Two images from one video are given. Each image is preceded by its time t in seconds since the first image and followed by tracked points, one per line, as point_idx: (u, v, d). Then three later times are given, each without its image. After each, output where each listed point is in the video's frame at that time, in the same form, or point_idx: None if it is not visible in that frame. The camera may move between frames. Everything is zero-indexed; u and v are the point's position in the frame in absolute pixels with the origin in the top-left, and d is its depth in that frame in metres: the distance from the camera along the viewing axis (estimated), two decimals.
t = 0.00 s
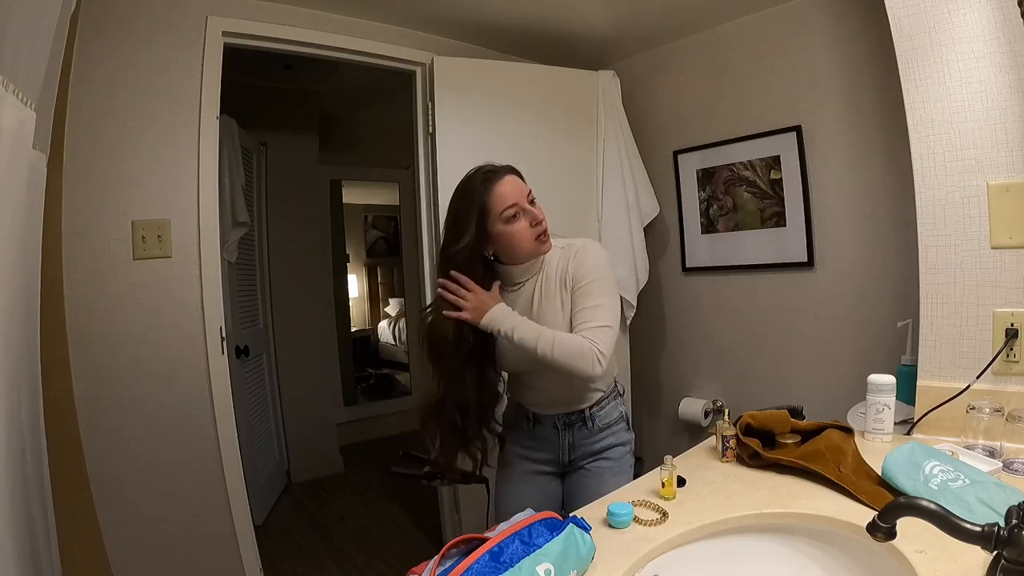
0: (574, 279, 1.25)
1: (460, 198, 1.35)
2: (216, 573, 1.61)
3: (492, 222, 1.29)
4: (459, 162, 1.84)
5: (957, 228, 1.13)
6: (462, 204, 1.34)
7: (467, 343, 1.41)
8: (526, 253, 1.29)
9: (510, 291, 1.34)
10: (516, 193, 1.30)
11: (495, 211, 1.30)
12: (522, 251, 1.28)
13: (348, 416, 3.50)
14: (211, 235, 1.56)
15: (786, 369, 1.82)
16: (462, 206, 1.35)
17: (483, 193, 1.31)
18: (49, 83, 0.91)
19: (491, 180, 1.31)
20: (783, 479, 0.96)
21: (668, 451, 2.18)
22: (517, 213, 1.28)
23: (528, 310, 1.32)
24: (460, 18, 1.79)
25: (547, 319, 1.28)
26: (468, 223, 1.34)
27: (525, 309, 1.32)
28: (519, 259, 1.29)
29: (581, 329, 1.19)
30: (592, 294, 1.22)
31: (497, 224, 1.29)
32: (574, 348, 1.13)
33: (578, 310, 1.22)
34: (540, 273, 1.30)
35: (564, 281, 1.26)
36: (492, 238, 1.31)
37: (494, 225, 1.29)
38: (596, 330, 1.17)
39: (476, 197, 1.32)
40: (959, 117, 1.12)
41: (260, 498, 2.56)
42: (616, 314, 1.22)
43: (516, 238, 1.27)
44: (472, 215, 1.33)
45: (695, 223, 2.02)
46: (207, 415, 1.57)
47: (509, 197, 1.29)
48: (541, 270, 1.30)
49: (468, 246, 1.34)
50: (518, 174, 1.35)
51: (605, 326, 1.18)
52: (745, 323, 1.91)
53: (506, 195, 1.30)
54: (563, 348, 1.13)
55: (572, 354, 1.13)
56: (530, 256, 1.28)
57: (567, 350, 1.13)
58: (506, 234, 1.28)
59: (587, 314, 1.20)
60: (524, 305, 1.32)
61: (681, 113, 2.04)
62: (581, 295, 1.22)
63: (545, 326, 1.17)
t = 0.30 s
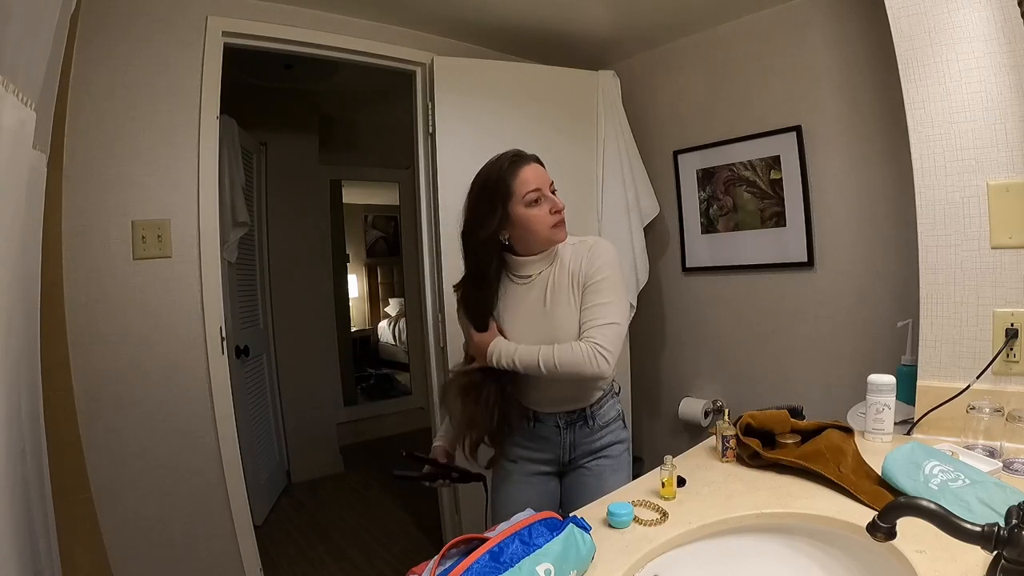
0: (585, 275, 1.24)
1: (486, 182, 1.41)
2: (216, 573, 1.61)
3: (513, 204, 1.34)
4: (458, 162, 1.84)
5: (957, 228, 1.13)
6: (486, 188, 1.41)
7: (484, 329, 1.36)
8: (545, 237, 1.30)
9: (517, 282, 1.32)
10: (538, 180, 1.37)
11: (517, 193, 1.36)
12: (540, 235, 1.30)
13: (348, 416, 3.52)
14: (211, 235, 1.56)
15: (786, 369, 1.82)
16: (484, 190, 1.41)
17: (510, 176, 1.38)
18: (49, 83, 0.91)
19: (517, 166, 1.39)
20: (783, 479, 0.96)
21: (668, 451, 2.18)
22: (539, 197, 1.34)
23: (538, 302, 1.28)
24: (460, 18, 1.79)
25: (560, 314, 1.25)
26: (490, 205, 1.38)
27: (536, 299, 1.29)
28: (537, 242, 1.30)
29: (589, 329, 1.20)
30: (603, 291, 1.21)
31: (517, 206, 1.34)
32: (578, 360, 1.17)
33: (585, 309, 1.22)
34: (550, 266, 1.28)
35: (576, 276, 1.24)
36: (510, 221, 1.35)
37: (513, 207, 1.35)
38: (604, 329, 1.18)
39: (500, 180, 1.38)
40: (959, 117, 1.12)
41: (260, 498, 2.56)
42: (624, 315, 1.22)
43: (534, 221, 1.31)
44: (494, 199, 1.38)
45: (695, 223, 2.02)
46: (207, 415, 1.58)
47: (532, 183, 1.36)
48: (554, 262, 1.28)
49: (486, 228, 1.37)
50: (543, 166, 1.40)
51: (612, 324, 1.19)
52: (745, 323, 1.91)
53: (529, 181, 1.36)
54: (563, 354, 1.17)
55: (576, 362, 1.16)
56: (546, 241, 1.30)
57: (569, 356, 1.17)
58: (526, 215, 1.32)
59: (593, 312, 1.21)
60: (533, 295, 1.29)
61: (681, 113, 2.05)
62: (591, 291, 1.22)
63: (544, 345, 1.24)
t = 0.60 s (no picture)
0: (592, 279, 1.22)
1: (486, 176, 1.33)
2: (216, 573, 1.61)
3: (514, 197, 1.28)
4: (459, 162, 1.84)
5: (957, 228, 1.13)
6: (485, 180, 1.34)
7: (488, 325, 1.30)
8: (547, 232, 1.26)
9: (522, 281, 1.30)
10: (542, 174, 1.30)
11: (518, 186, 1.28)
12: (543, 231, 1.26)
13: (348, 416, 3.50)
14: (211, 235, 1.56)
15: (786, 370, 1.82)
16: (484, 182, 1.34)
17: (512, 168, 1.30)
18: (49, 83, 0.90)
19: (519, 158, 1.31)
20: (783, 479, 0.96)
21: (668, 451, 2.18)
22: (542, 192, 1.28)
23: (544, 303, 1.26)
24: (460, 17, 1.79)
25: (566, 316, 1.23)
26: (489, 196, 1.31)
27: (542, 299, 1.26)
28: (541, 236, 1.26)
29: (599, 336, 1.19)
30: (611, 295, 1.21)
31: (518, 200, 1.28)
32: (591, 373, 1.15)
33: (593, 315, 1.21)
34: (554, 266, 1.26)
35: (582, 280, 1.23)
36: (511, 215, 1.29)
37: (513, 201, 1.28)
38: (614, 335, 1.18)
39: (500, 172, 1.30)
40: (959, 117, 1.12)
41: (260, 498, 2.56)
42: (631, 320, 1.21)
43: (536, 216, 1.26)
44: (496, 194, 1.30)
45: (695, 223, 2.02)
46: (208, 415, 1.58)
47: (535, 176, 1.29)
48: (559, 261, 1.26)
49: (485, 222, 1.31)
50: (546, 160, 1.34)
51: (622, 329, 1.18)
52: (746, 323, 1.91)
53: (532, 174, 1.29)
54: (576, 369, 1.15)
55: (590, 376, 1.14)
56: (549, 238, 1.26)
57: (583, 373, 1.15)
58: (528, 209, 1.27)
59: (602, 318, 1.20)
60: (539, 296, 1.27)
61: (681, 113, 2.05)
62: (599, 296, 1.21)
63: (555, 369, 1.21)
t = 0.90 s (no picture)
0: (595, 278, 1.21)
1: (489, 170, 1.33)
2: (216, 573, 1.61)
3: (514, 192, 1.27)
4: (459, 162, 1.84)
5: (957, 228, 1.13)
6: (486, 174, 1.34)
7: (488, 315, 1.28)
8: (544, 228, 1.25)
9: (521, 277, 1.29)
10: (544, 171, 1.29)
11: (519, 181, 1.28)
12: (540, 226, 1.25)
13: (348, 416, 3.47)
14: (211, 235, 1.56)
15: (787, 369, 1.82)
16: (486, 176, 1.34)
17: (514, 163, 1.29)
18: (49, 83, 0.90)
19: (522, 153, 1.31)
20: (783, 479, 0.96)
21: (668, 451, 2.18)
22: (542, 188, 1.27)
23: (542, 303, 1.25)
24: (461, 17, 1.79)
25: (567, 315, 1.23)
26: (490, 189, 1.31)
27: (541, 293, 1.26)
28: (539, 231, 1.26)
29: (605, 339, 1.19)
30: (613, 296, 1.21)
31: (517, 194, 1.27)
32: (602, 376, 1.15)
33: (596, 318, 1.22)
34: (554, 263, 1.26)
35: (583, 282, 1.23)
36: (510, 209, 1.28)
37: (513, 196, 1.27)
38: (619, 337, 1.18)
39: (502, 166, 1.30)
40: (958, 117, 1.12)
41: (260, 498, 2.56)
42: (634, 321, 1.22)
43: (534, 213, 1.26)
44: (495, 188, 1.30)
45: (695, 223, 2.02)
46: (207, 415, 1.57)
47: (535, 172, 1.28)
48: (558, 258, 1.26)
49: (485, 214, 1.31)
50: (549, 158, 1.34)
51: (627, 330, 1.19)
52: (746, 323, 1.91)
53: (533, 170, 1.28)
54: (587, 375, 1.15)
55: (602, 380, 1.15)
56: (546, 234, 1.26)
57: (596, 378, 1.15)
58: (526, 205, 1.26)
59: (607, 318, 1.20)
60: (537, 293, 1.26)
61: (681, 113, 2.05)
62: (602, 294, 1.21)
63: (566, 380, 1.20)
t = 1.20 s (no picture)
0: (592, 281, 1.24)
1: (490, 161, 1.31)
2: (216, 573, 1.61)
3: (509, 186, 1.26)
4: (459, 162, 1.84)
5: (957, 228, 1.13)
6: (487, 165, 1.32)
7: (480, 302, 1.26)
8: (534, 225, 1.24)
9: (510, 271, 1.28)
10: (543, 169, 1.27)
11: (518, 177, 1.26)
12: (529, 222, 1.24)
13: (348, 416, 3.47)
14: (211, 235, 1.56)
15: (787, 369, 1.82)
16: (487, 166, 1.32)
17: (515, 158, 1.27)
18: (49, 83, 0.90)
19: (524, 149, 1.29)
20: (783, 479, 0.96)
21: (668, 450, 2.18)
22: (537, 185, 1.25)
23: (529, 298, 1.24)
24: (461, 17, 1.78)
25: (554, 311, 1.22)
26: (488, 181, 1.29)
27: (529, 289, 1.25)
28: (530, 227, 1.24)
29: (609, 343, 1.23)
30: (609, 300, 1.24)
31: (513, 188, 1.26)
32: (612, 377, 1.19)
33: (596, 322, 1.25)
34: (544, 261, 1.26)
35: (576, 285, 1.24)
36: (504, 203, 1.27)
37: (509, 190, 1.26)
38: (622, 340, 1.23)
39: (502, 159, 1.29)
40: (958, 117, 1.12)
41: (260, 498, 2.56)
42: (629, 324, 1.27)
43: (526, 209, 1.24)
44: (492, 180, 1.28)
45: (695, 223, 2.02)
46: (207, 415, 1.57)
47: (534, 169, 1.26)
48: (548, 255, 1.27)
49: (480, 204, 1.30)
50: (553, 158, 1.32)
51: (629, 334, 1.24)
52: (746, 323, 1.91)
53: (533, 167, 1.27)
54: (600, 377, 1.19)
55: (616, 382, 1.19)
56: (536, 230, 1.24)
57: (609, 379, 1.19)
58: (519, 200, 1.25)
59: (608, 322, 1.24)
60: (525, 288, 1.26)
61: (681, 113, 2.05)
62: (600, 299, 1.24)
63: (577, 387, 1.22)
